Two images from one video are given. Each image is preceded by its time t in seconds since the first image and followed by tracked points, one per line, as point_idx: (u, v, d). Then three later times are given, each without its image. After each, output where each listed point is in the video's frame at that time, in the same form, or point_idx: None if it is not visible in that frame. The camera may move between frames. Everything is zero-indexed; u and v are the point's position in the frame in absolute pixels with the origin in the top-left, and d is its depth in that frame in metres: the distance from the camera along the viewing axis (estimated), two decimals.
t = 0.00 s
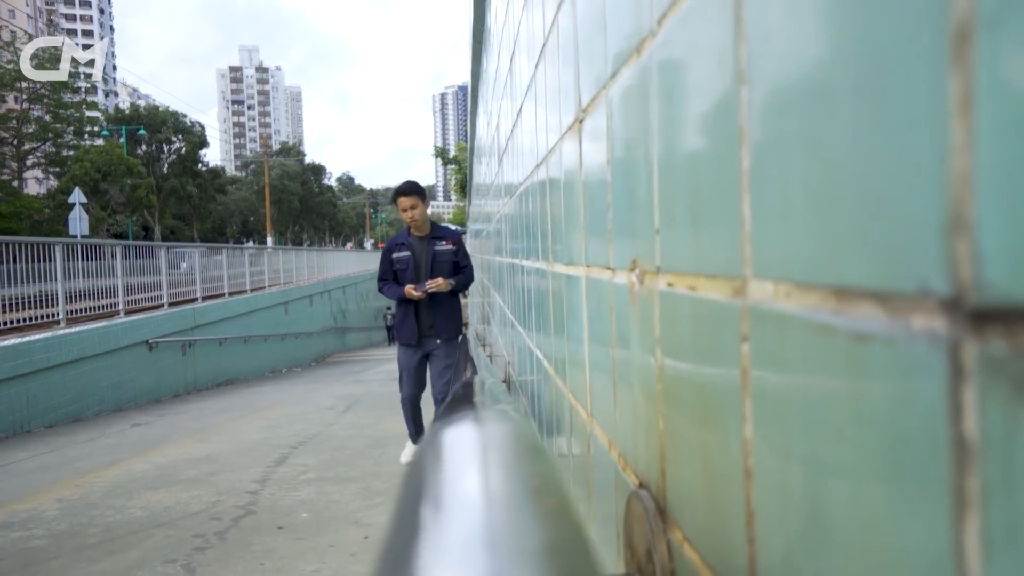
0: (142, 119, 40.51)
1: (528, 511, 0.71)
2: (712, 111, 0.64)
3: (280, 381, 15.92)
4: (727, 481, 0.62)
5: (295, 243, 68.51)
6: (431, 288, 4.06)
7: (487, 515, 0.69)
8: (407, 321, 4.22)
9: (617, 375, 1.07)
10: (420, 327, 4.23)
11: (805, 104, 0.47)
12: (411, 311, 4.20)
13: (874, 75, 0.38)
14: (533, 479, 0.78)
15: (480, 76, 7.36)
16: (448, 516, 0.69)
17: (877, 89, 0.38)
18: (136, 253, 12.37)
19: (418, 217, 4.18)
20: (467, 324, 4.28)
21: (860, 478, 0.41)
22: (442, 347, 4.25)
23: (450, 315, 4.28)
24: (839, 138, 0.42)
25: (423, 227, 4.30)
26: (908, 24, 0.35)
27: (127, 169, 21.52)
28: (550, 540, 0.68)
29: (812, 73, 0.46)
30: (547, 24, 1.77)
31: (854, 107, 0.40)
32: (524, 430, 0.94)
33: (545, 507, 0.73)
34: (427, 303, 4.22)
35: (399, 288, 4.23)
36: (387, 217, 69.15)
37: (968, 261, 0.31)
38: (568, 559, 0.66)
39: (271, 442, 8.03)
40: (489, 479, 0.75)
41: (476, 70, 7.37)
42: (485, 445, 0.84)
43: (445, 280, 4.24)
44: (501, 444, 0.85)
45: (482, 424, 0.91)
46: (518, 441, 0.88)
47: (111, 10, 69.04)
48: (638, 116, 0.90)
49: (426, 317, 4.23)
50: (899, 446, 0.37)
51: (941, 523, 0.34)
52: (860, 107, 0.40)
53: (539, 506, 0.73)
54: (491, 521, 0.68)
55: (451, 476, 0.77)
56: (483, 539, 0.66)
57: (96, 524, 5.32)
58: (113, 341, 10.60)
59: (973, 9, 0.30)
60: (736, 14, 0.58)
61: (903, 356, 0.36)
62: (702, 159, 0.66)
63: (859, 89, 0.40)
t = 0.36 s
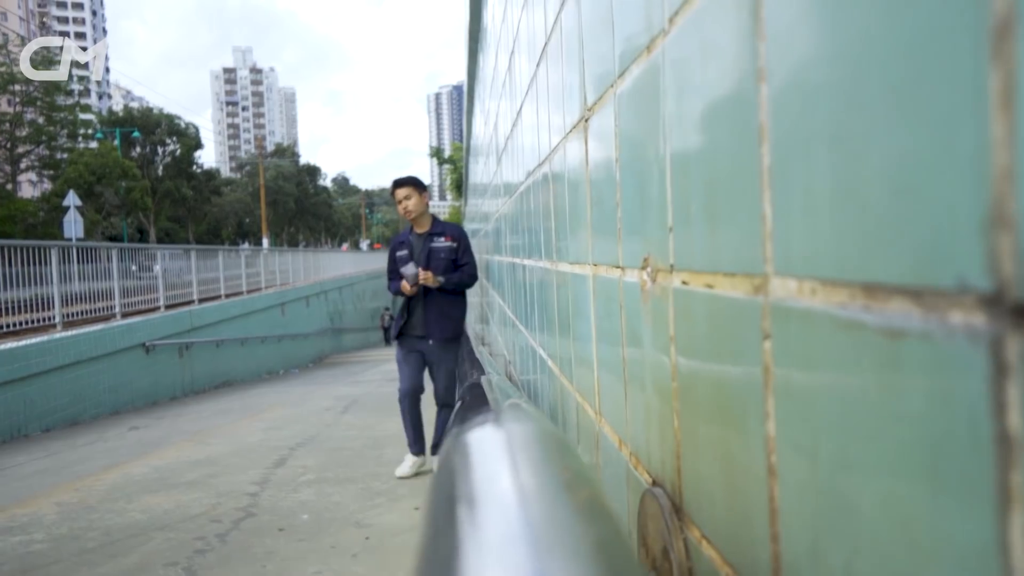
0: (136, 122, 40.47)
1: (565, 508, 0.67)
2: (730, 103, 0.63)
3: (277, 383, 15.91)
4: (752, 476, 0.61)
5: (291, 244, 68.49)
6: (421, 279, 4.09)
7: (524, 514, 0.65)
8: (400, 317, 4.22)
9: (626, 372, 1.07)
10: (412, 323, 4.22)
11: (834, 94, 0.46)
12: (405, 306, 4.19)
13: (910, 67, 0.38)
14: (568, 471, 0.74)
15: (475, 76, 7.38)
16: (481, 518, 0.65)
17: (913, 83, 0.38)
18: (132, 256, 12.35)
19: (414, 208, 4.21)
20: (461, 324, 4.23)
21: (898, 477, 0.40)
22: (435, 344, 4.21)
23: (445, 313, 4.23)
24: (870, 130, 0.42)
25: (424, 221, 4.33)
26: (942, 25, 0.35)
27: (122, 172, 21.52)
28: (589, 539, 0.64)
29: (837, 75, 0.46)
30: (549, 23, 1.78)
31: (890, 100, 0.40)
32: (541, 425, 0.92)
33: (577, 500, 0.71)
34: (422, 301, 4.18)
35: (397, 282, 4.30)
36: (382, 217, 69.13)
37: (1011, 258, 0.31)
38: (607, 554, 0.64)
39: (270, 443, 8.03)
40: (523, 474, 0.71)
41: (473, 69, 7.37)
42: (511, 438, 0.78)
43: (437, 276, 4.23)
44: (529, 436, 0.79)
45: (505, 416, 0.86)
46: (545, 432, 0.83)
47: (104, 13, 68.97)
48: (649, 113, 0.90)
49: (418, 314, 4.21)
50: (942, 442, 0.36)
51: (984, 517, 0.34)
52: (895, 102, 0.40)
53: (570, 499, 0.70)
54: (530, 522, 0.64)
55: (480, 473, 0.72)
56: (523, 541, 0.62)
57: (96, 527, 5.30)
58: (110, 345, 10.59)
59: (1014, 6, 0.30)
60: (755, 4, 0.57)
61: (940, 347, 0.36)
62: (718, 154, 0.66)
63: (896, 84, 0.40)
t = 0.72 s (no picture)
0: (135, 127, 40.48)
1: (599, 511, 0.65)
2: (748, 103, 0.63)
3: (277, 386, 15.90)
4: (776, 475, 0.61)
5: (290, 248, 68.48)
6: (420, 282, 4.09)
7: (561, 518, 0.63)
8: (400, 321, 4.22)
9: (639, 374, 1.07)
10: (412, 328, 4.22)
11: (862, 91, 0.46)
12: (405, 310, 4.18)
13: (942, 67, 0.38)
14: (600, 472, 0.72)
15: (475, 77, 7.39)
16: (521, 523, 0.63)
17: (949, 83, 0.38)
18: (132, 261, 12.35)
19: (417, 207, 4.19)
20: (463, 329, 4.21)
21: (933, 477, 0.40)
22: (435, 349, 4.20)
23: (445, 316, 4.22)
24: (902, 130, 0.42)
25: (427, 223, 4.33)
26: (977, 25, 0.35)
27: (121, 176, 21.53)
28: (630, 540, 0.62)
29: (864, 76, 0.46)
30: (554, 24, 1.78)
31: (920, 100, 0.40)
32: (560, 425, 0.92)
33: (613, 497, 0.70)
34: (423, 305, 4.18)
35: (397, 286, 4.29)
36: (381, 220, 69.13)
37: None
38: (645, 552, 0.63)
39: (272, 448, 8.01)
40: (556, 475, 0.69)
41: (472, 72, 7.38)
42: (540, 439, 0.77)
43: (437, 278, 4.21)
44: (558, 436, 0.78)
45: (530, 417, 0.84)
46: (572, 433, 0.81)
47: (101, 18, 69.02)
48: (661, 116, 0.90)
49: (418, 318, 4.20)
50: (983, 441, 0.36)
51: None
52: (927, 103, 0.40)
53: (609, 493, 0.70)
54: (567, 524, 0.62)
55: (513, 476, 0.70)
56: (563, 543, 0.60)
57: (99, 533, 5.29)
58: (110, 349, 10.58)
59: None
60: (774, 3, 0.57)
61: (978, 348, 0.36)
62: (736, 156, 0.66)
63: (929, 84, 0.40)
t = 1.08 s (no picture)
0: (137, 131, 40.54)
1: (633, 517, 0.64)
2: (770, 109, 0.63)
3: (280, 391, 15.89)
4: (799, 482, 0.61)
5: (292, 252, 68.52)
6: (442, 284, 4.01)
7: (597, 527, 0.62)
8: (412, 321, 4.21)
9: (652, 381, 1.07)
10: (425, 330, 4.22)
11: (896, 96, 0.46)
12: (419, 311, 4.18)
13: (982, 76, 0.38)
14: (629, 478, 0.72)
15: (478, 82, 7.39)
16: (557, 534, 0.63)
17: (987, 90, 0.38)
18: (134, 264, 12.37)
19: (432, 207, 4.16)
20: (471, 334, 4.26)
21: (971, 487, 0.40)
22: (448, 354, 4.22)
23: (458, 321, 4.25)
24: (938, 138, 0.42)
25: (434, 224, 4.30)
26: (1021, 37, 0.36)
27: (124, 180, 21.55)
28: (666, 547, 0.62)
29: (895, 85, 0.46)
30: (563, 30, 1.78)
31: (958, 107, 0.40)
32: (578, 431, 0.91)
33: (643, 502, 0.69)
34: (434, 306, 4.21)
35: (405, 284, 4.21)
36: (383, 224, 69.12)
37: None
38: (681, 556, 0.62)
39: (275, 452, 8.01)
40: (587, 482, 0.68)
41: (476, 76, 7.38)
42: (567, 447, 0.76)
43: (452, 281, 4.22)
44: (585, 443, 0.77)
45: (553, 423, 0.83)
46: (598, 440, 0.80)
47: (105, 22, 69.22)
48: (676, 121, 0.89)
49: (431, 321, 4.20)
50: None
51: None
52: (963, 109, 0.40)
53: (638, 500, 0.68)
54: (602, 530, 0.62)
55: (545, 484, 0.69)
56: (601, 550, 0.60)
57: (102, 537, 5.28)
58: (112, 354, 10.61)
59: None
60: (798, 8, 0.57)
61: (1021, 358, 0.36)
62: (757, 163, 0.66)
63: (965, 93, 0.40)
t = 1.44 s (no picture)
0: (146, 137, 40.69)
1: (676, 528, 0.64)
2: (803, 118, 0.63)
3: (287, 397, 15.90)
4: (832, 493, 0.61)
5: (300, 258, 68.60)
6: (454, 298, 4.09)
7: (641, 535, 0.62)
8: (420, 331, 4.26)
9: (673, 392, 1.07)
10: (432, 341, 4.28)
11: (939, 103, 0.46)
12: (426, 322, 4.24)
13: None
14: (665, 486, 0.71)
15: (488, 89, 7.40)
16: (602, 546, 0.62)
17: None
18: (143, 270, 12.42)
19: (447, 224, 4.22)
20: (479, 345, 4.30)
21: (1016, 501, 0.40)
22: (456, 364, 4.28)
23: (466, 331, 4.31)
24: (980, 151, 0.42)
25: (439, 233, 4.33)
26: None
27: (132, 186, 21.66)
28: (708, 552, 0.61)
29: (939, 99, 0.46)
30: (579, 37, 1.78)
31: (1002, 123, 0.40)
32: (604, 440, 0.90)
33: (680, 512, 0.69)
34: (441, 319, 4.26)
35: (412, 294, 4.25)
36: (389, 231, 69.14)
37: None
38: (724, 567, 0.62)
39: (282, 458, 8.00)
40: (625, 492, 0.68)
41: (486, 82, 7.37)
42: (603, 456, 0.75)
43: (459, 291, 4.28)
44: (619, 454, 0.76)
45: (584, 434, 0.83)
46: (631, 450, 0.80)
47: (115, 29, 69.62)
48: (702, 130, 0.89)
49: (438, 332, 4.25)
50: None
51: None
52: (1008, 125, 0.40)
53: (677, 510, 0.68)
54: (646, 540, 0.61)
55: (584, 496, 0.68)
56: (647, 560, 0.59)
57: (111, 543, 5.29)
58: (120, 359, 10.69)
59: None
60: (835, 12, 0.57)
61: None
62: (790, 174, 0.65)
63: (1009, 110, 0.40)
